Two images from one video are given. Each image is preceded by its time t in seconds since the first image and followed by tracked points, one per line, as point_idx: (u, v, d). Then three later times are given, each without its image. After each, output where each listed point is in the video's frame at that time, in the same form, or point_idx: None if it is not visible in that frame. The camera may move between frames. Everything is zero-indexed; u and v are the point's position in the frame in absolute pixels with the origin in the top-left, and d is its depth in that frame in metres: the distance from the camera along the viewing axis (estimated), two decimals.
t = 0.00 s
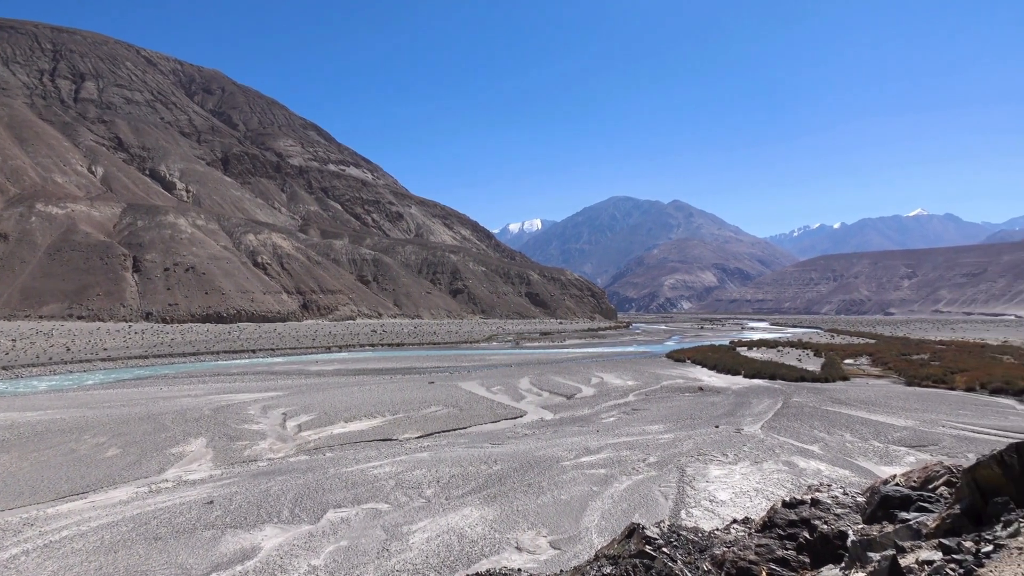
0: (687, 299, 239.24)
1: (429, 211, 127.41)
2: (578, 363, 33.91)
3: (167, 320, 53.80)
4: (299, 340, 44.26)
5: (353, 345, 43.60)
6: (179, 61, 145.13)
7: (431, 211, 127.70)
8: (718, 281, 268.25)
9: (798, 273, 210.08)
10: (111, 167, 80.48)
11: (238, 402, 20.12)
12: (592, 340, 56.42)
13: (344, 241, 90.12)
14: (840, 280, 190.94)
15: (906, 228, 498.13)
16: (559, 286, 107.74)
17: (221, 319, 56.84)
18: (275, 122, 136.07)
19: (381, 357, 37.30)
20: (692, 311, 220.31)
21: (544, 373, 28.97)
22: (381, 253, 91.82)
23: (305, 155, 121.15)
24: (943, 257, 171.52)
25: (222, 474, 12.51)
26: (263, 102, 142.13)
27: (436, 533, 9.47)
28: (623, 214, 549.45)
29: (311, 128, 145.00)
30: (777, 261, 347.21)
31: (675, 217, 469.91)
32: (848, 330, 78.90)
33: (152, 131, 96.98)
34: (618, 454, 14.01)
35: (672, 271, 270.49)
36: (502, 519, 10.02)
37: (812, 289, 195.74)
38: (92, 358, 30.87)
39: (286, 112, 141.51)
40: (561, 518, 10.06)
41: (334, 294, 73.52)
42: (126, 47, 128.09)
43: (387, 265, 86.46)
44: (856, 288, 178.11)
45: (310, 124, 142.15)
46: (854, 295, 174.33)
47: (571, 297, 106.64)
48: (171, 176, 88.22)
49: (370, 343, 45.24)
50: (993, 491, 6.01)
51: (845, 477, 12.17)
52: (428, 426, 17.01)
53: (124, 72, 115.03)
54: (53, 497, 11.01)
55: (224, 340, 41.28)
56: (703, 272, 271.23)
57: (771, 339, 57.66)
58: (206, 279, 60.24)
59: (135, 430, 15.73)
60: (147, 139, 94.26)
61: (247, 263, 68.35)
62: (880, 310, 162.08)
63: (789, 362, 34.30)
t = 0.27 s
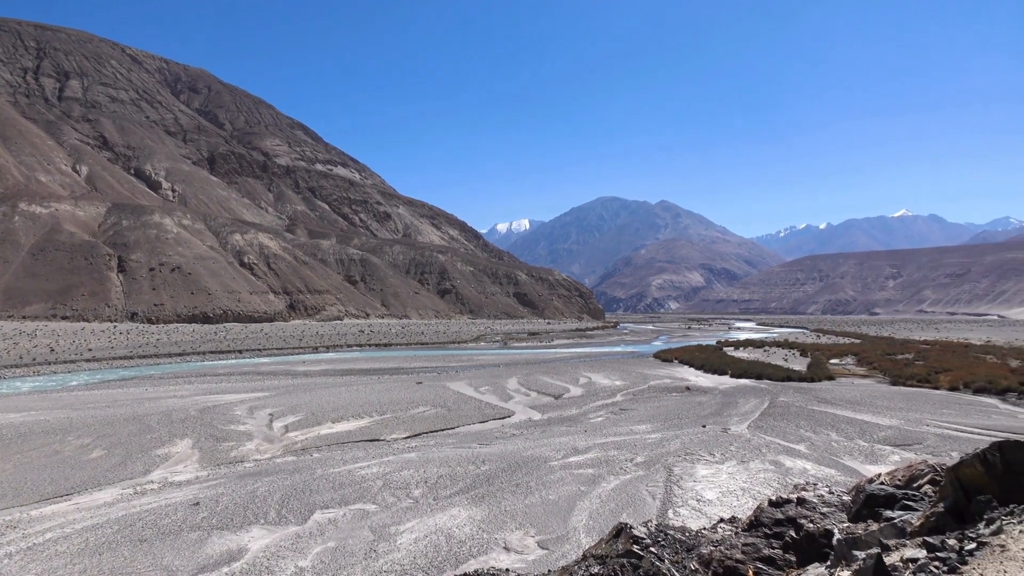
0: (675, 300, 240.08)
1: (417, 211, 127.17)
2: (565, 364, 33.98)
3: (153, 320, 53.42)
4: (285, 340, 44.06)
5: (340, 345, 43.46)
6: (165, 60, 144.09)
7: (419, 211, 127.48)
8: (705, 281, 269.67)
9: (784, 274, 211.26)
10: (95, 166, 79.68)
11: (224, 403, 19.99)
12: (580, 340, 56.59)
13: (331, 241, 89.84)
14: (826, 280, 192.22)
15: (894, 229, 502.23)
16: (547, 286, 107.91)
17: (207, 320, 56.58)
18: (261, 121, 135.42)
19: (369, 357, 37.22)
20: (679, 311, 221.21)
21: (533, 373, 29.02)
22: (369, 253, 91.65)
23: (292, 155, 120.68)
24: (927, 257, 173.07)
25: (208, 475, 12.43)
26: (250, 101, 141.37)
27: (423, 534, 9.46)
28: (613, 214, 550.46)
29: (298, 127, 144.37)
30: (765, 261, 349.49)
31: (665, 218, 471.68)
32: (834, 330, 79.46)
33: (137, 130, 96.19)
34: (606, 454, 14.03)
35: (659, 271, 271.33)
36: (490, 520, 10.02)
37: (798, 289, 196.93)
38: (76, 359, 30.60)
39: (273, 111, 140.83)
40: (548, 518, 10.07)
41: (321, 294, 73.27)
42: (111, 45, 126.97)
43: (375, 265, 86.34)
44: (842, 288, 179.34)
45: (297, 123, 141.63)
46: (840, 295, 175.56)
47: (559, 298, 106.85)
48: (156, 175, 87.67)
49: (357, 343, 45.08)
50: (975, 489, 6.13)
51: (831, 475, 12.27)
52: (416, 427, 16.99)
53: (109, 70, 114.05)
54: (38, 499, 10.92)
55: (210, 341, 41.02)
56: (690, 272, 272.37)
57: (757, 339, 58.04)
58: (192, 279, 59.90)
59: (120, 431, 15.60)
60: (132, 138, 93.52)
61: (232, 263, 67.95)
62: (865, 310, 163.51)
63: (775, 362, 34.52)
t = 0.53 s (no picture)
0: (660, 300, 241.16)
1: (403, 211, 126.89)
2: (550, 364, 34.06)
3: (136, 321, 52.97)
4: (270, 341, 43.82)
5: (326, 346, 43.31)
6: (148, 58, 142.84)
7: (404, 211, 127.24)
8: (690, 282, 271.18)
9: (768, 275, 212.73)
10: (77, 165, 78.72)
11: (208, 404, 19.84)
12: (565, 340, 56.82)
13: (315, 241, 89.51)
14: (809, 280, 193.71)
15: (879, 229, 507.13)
16: (533, 287, 108.11)
17: (190, 320, 56.25)
18: (246, 121, 134.59)
19: (354, 358, 37.11)
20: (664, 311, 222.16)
21: (519, 374, 29.10)
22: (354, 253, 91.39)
23: (277, 154, 119.98)
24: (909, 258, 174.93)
25: (192, 477, 12.35)
26: (234, 100, 140.43)
27: (408, 535, 9.44)
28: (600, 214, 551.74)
29: (282, 127, 143.62)
30: (749, 262, 352.18)
31: (652, 218, 473.60)
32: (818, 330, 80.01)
33: (120, 129, 95.24)
34: (591, 454, 14.06)
35: (645, 272, 272.37)
36: (476, 520, 10.03)
37: (781, 290, 198.37)
38: (57, 360, 30.27)
39: (257, 110, 140.01)
40: (534, 519, 10.07)
41: (305, 294, 72.99)
42: (93, 43, 125.61)
43: (360, 265, 86.15)
44: (825, 288, 180.87)
45: (282, 122, 140.94)
46: (823, 296, 177.07)
47: (545, 298, 107.13)
48: (139, 174, 86.95)
49: (342, 344, 44.88)
50: (954, 486, 6.26)
51: (813, 474, 12.37)
52: (402, 427, 16.96)
53: (91, 69, 112.89)
54: (18, 502, 10.79)
55: (193, 341, 40.70)
56: (674, 273, 273.88)
57: (740, 339, 58.42)
58: (175, 279, 59.46)
59: (102, 433, 15.46)
60: (115, 137, 92.60)
61: (216, 263, 67.47)
62: (848, 310, 165.10)
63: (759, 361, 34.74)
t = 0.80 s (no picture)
0: (645, 300, 242.09)
1: (388, 211, 126.52)
2: (536, 364, 34.15)
3: (118, 321, 52.54)
4: (254, 342, 43.58)
5: (310, 346, 43.13)
6: (130, 56, 141.50)
7: (390, 211, 126.86)
8: (675, 282, 272.55)
9: (752, 275, 213.92)
10: (59, 164, 77.72)
11: (192, 405, 19.70)
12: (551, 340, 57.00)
13: (300, 241, 89.15)
14: (793, 281, 194.97)
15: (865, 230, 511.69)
16: (519, 287, 108.33)
17: (173, 321, 55.91)
18: (230, 120, 133.63)
19: (340, 358, 37.02)
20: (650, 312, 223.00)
21: (505, 374, 29.14)
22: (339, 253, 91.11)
23: (262, 154, 119.18)
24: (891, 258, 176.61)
25: (175, 478, 12.25)
26: (218, 99, 139.40)
27: (394, 535, 9.42)
28: (588, 215, 553.01)
29: (267, 126, 142.77)
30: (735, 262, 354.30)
31: (641, 219, 475.33)
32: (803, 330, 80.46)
33: (103, 127, 94.27)
34: (577, 454, 14.09)
35: (630, 272, 273.14)
36: (462, 520, 10.02)
37: (765, 290, 199.50)
38: (38, 361, 29.98)
39: (242, 109, 139.08)
40: (520, 518, 10.08)
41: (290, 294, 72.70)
42: (75, 41, 124.22)
43: (345, 265, 85.95)
44: (809, 288, 182.21)
45: (266, 121, 140.15)
46: (806, 296, 178.34)
47: (530, 298, 107.44)
48: (122, 174, 86.19)
49: (327, 344, 44.67)
50: (935, 485, 6.34)
51: (797, 473, 12.47)
52: (387, 428, 16.92)
53: (73, 67, 111.65)
54: None
55: (176, 342, 40.41)
56: (660, 273, 275.10)
57: (724, 339, 58.69)
58: (158, 280, 59.00)
59: (83, 435, 15.30)
60: (97, 135, 91.66)
61: (200, 263, 66.98)
62: (831, 310, 166.49)
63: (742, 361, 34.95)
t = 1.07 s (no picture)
0: (633, 300, 242.80)
1: (376, 210, 126.31)
2: (525, 364, 34.22)
3: (104, 321, 52.17)
4: (241, 342, 43.40)
5: (298, 347, 42.98)
6: (115, 55, 140.34)
7: (378, 211, 126.61)
8: (663, 282, 273.62)
9: (739, 275, 215.05)
10: (43, 164, 76.85)
11: (178, 406, 19.59)
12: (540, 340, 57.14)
13: (288, 241, 88.84)
14: (780, 281, 196.14)
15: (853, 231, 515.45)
16: (507, 287, 108.52)
17: (160, 321, 55.63)
18: (216, 119, 132.83)
19: (329, 358, 36.96)
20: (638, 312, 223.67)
21: (494, 374, 29.18)
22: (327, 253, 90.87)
23: (248, 153, 118.54)
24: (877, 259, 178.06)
25: (161, 480, 12.16)
26: (204, 98, 138.48)
27: (383, 536, 9.40)
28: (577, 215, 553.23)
29: (254, 126, 142.07)
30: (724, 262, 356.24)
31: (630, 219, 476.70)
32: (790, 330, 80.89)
33: (88, 126, 93.42)
34: (565, 454, 14.12)
35: (619, 272, 273.75)
36: (451, 521, 10.00)
37: (753, 291, 200.54)
38: (22, 361, 29.82)
39: (228, 108, 138.29)
40: (508, 518, 10.08)
41: (278, 294, 72.45)
42: (59, 39, 123.00)
43: (333, 265, 85.79)
44: (796, 288, 183.23)
45: (253, 120, 139.48)
46: (793, 296, 179.34)
47: (519, 298, 107.64)
48: (107, 173, 85.53)
49: (314, 345, 44.53)
50: (920, 483, 6.41)
51: (784, 472, 12.53)
52: (375, 428, 16.86)
53: (58, 65, 110.54)
54: None
55: (162, 342, 40.14)
56: (648, 273, 276.04)
57: (711, 339, 58.87)
58: (144, 280, 58.58)
59: (67, 436, 15.16)
60: (83, 134, 90.86)
61: (186, 263, 66.54)
62: (818, 310, 167.63)
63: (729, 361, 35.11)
